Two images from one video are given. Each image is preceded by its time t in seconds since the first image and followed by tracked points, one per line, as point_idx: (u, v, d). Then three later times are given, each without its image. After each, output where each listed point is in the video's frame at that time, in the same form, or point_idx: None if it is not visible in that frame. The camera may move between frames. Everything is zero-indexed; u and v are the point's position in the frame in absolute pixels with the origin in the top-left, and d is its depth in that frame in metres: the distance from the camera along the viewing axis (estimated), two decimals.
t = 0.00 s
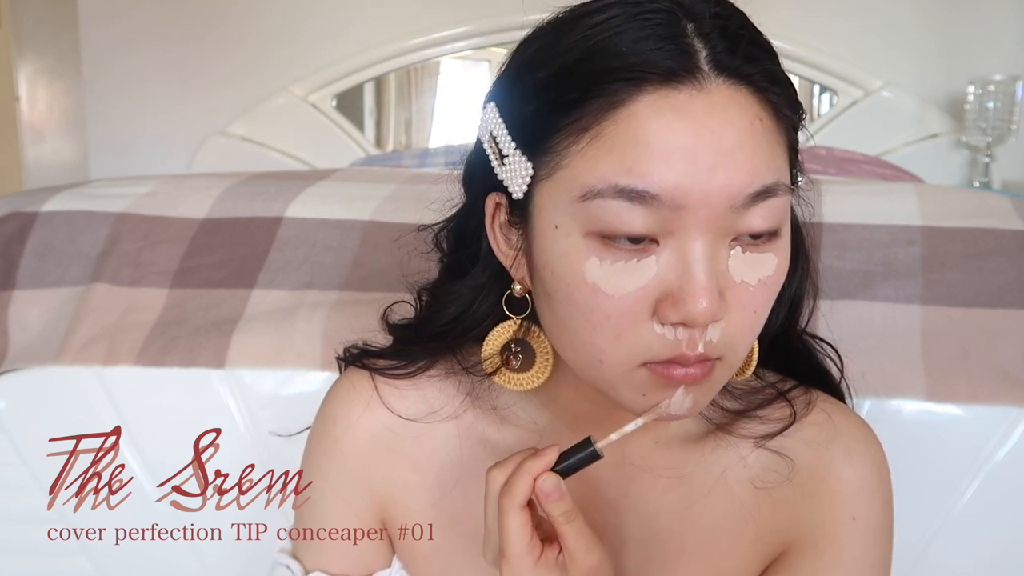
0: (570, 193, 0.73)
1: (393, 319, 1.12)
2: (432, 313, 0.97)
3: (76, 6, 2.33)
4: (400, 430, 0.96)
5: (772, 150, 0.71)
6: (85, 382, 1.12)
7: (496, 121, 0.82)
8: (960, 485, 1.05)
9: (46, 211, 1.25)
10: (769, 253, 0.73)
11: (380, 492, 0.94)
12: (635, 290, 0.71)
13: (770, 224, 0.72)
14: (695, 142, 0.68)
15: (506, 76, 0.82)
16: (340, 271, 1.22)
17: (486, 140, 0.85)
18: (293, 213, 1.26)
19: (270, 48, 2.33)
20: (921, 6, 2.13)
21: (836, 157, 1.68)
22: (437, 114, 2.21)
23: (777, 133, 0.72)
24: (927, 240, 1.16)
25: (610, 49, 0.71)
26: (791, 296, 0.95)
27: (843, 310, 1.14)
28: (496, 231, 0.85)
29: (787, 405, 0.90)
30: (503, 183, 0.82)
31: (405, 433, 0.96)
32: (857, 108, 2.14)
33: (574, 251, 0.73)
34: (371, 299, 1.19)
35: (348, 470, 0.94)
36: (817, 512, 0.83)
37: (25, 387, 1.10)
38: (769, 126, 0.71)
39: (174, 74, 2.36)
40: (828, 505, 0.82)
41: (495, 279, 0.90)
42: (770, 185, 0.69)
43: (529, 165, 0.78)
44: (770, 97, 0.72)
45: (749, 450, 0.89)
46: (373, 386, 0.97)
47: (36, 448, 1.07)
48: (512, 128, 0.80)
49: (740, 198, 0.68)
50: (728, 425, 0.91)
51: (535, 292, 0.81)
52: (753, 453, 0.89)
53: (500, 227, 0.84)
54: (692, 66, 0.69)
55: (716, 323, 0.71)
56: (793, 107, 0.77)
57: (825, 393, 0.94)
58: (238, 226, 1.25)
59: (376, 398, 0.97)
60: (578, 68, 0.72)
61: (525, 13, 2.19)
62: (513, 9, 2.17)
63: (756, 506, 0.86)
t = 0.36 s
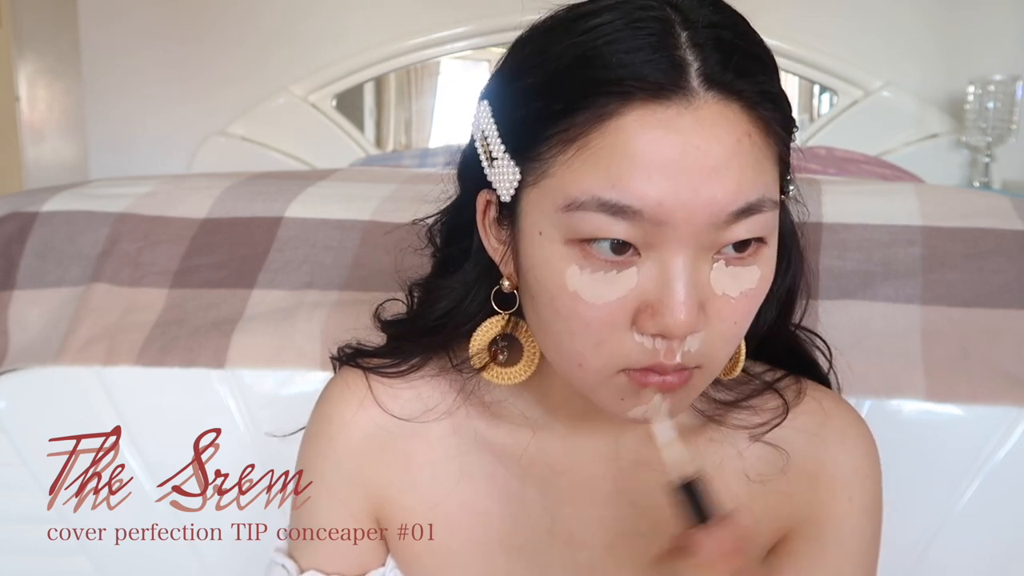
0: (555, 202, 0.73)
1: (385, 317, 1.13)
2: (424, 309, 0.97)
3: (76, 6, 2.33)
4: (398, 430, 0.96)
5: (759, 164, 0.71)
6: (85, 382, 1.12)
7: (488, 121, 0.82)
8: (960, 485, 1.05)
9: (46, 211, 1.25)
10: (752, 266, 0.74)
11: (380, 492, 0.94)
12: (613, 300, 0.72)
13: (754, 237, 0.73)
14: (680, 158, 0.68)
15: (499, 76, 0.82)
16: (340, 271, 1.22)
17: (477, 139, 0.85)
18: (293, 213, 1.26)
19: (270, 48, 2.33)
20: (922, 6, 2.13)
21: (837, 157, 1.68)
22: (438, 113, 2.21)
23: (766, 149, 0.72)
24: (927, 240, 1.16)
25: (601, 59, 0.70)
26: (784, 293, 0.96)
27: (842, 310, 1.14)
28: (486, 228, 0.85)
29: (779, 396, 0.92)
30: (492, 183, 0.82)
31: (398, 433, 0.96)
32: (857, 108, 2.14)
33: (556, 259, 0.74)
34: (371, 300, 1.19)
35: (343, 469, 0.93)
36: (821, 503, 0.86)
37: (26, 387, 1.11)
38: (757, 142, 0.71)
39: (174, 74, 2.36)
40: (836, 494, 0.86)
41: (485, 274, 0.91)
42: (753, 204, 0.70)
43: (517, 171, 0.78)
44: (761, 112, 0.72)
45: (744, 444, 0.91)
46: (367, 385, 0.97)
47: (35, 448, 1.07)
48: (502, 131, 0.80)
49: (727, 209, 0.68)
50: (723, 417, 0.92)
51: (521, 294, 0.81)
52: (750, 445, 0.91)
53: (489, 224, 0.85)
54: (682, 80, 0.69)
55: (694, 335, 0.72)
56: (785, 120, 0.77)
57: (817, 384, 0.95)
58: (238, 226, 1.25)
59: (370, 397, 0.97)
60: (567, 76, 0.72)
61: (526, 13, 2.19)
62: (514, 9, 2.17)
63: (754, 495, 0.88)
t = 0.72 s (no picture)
0: (558, 212, 0.73)
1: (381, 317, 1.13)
2: (420, 309, 0.97)
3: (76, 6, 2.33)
4: (398, 430, 0.96)
5: (765, 176, 0.71)
6: (85, 382, 1.12)
7: (489, 125, 0.82)
8: (960, 485, 1.05)
9: (46, 211, 1.25)
10: (753, 276, 0.74)
11: (380, 491, 0.94)
12: (617, 310, 0.72)
13: (757, 246, 0.72)
14: (686, 170, 0.68)
15: (502, 81, 0.81)
16: (340, 271, 1.22)
17: (478, 142, 0.85)
18: (292, 213, 1.26)
19: (270, 48, 2.33)
20: (922, 6, 2.13)
21: (836, 157, 1.68)
22: (438, 113, 2.21)
23: (771, 158, 0.72)
24: (927, 240, 1.15)
25: (608, 69, 0.70)
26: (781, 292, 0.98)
27: (843, 310, 1.14)
28: (486, 230, 0.85)
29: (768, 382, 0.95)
30: (494, 188, 0.82)
31: (394, 434, 0.96)
32: (857, 108, 2.14)
33: (559, 268, 0.74)
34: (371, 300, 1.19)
35: (340, 470, 0.93)
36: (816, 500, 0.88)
37: (25, 387, 1.10)
38: (763, 153, 0.71)
39: (174, 74, 2.36)
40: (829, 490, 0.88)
41: (483, 275, 0.90)
42: (757, 215, 0.70)
43: (519, 178, 0.78)
44: (767, 123, 0.72)
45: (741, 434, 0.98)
46: (363, 386, 0.97)
47: (35, 448, 1.07)
48: (505, 137, 0.80)
49: (728, 218, 0.68)
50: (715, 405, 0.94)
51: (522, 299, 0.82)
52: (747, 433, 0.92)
53: (490, 226, 0.85)
54: (689, 91, 0.69)
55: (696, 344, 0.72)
56: (790, 129, 0.77)
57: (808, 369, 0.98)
58: (237, 225, 1.25)
59: (366, 399, 0.97)
60: (572, 85, 0.72)
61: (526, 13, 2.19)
62: (514, 9, 2.17)
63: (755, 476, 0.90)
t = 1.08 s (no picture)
0: (554, 206, 0.73)
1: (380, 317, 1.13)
2: (419, 308, 0.97)
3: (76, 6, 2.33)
4: (398, 430, 0.96)
5: (759, 169, 0.71)
6: (85, 382, 1.12)
7: (485, 121, 0.82)
8: (960, 485, 1.05)
9: (46, 211, 1.25)
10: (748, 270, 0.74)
11: (379, 491, 0.94)
12: (611, 303, 0.72)
13: (751, 240, 0.72)
14: (680, 163, 0.68)
15: (497, 77, 0.82)
16: (340, 271, 1.22)
17: (474, 139, 0.85)
18: (292, 213, 1.26)
19: (270, 48, 2.33)
20: (923, 6, 2.13)
21: (836, 157, 1.68)
22: (438, 113, 2.21)
23: (765, 153, 0.72)
24: (927, 240, 1.15)
25: (602, 63, 0.70)
26: (778, 288, 0.98)
27: (843, 310, 1.14)
28: (483, 226, 0.85)
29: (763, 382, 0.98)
30: (490, 183, 0.82)
31: (395, 433, 0.96)
32: (858, 108, 2.14)
33: (554, 261, 0.74)
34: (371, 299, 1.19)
35: (340, 470, 0.93)
36: (814, 499, 0.89)
37: (25, 387, 1.10)
38: (757, 147, 0.71)
39: (174, 74, 2.36)
40: (828, 489, 0.88)
41: (480, 273, 0.91)
42: (750, 208, 0.70)
43: (515, 172, 0.78)
44: (761, 118, 0.72)
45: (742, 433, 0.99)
46: (361, 386, 0.97)
47: (35, 448, 1.07)
48: (501, 132, 0.80)
49: (723, 213, 0.69)
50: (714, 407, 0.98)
51: (518, 292, 0.82)
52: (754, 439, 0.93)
53: (486, 222, 0.85)
54: (684, 85, 0.69)
55: (692, 338, 0.71)
56: (784, 125, 0.77)
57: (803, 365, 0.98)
58: (237, 225, 1.25)
59: (365, 398, 0.97)
60: (567, 80, 0.72)
61: (526, 13, 2.19)
62: (513, 9, 2.17)
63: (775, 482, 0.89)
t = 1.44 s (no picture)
0: (551, 204, 0.73)
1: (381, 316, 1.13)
2: (418, 305, 0.97)
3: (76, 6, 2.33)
4: (397, 430, 0.96)
5: (756, 168, 0.71)
6: (85, 382, 1.12)
7: (483, 119, 0.82)
8: (960, 485, 1.05)
9: (46, 211, 1.25)
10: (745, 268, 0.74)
11: (378, 490, 0.94)
12: (607, 301, 0.72)
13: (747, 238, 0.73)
14: (676, 161, 0.68)
15: (496, 75, 0.82)
16: (340, 271, 1.22)
17: (473, 137, 0.85)
18: (292, 213, 1.26)
19: (270, 48, 2.33)
20: (923, 6, 2.13)
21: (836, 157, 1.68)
22: (438, 113, 2.21)
23: (761, 152, 0.72)
24: (927, 240, 1.15)
25: (599, 61, 0.70)
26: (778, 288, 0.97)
27: (842, 310, 1.14)
28: (482, 224, 0.85)
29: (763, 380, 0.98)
30: (488, 181, 0.82)
31: (395, 433, 0.96)
32: (858, 108, 2.14)
33: (551, 259, 0.74)
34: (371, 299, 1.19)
35: (340, 470, 0.93)
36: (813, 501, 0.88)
37: (26, 387, 1.10)
38: (754, 146, 0.71)
39: (174, 75, 2.36)
40: (828, 489, 0.88)
41: (479, 271, 0.91)
42: (747, 206, 0.70)
43: (513, 170, 0.78)
44: (757, 116, 0.72)
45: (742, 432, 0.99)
46: (361, 385, 0.97)
47: (35, 448, 1.07)
48: (499, 130, 0.80)
49: (719, 211, 0.69)
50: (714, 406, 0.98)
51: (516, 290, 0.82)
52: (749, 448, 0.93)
53: (485, 220, 0.85)
54: (680, 83, 0.69)
55: (688, 335, 0.71)
56: (781, 124, 0.77)
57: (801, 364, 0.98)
58: (237, 226, 1.25)
59: (365, 398, 0.97)
60: (564, 78, 0.72)
61: (526, 13, 2.19)
62: (513, 9, 2.18)
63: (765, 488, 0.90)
